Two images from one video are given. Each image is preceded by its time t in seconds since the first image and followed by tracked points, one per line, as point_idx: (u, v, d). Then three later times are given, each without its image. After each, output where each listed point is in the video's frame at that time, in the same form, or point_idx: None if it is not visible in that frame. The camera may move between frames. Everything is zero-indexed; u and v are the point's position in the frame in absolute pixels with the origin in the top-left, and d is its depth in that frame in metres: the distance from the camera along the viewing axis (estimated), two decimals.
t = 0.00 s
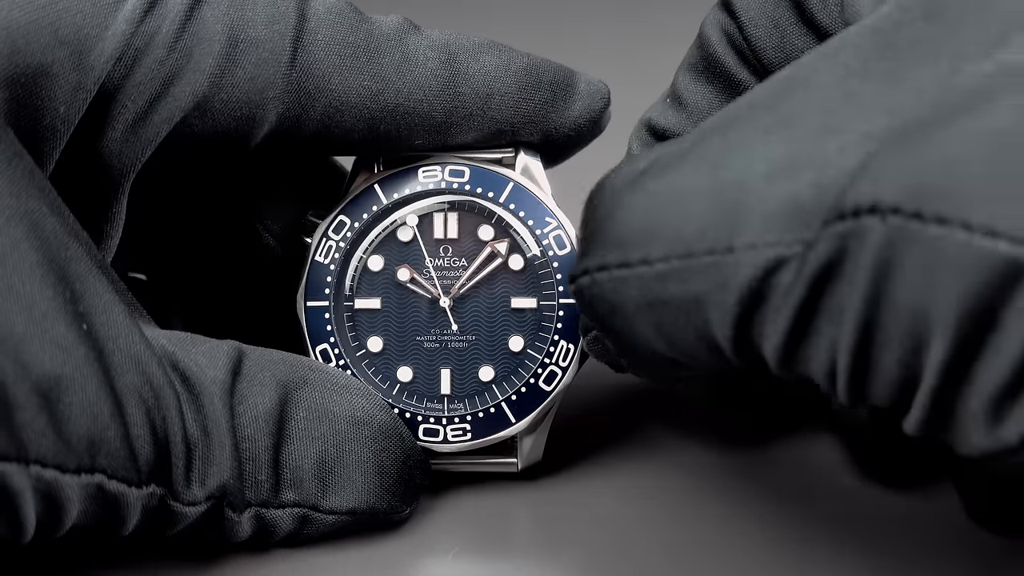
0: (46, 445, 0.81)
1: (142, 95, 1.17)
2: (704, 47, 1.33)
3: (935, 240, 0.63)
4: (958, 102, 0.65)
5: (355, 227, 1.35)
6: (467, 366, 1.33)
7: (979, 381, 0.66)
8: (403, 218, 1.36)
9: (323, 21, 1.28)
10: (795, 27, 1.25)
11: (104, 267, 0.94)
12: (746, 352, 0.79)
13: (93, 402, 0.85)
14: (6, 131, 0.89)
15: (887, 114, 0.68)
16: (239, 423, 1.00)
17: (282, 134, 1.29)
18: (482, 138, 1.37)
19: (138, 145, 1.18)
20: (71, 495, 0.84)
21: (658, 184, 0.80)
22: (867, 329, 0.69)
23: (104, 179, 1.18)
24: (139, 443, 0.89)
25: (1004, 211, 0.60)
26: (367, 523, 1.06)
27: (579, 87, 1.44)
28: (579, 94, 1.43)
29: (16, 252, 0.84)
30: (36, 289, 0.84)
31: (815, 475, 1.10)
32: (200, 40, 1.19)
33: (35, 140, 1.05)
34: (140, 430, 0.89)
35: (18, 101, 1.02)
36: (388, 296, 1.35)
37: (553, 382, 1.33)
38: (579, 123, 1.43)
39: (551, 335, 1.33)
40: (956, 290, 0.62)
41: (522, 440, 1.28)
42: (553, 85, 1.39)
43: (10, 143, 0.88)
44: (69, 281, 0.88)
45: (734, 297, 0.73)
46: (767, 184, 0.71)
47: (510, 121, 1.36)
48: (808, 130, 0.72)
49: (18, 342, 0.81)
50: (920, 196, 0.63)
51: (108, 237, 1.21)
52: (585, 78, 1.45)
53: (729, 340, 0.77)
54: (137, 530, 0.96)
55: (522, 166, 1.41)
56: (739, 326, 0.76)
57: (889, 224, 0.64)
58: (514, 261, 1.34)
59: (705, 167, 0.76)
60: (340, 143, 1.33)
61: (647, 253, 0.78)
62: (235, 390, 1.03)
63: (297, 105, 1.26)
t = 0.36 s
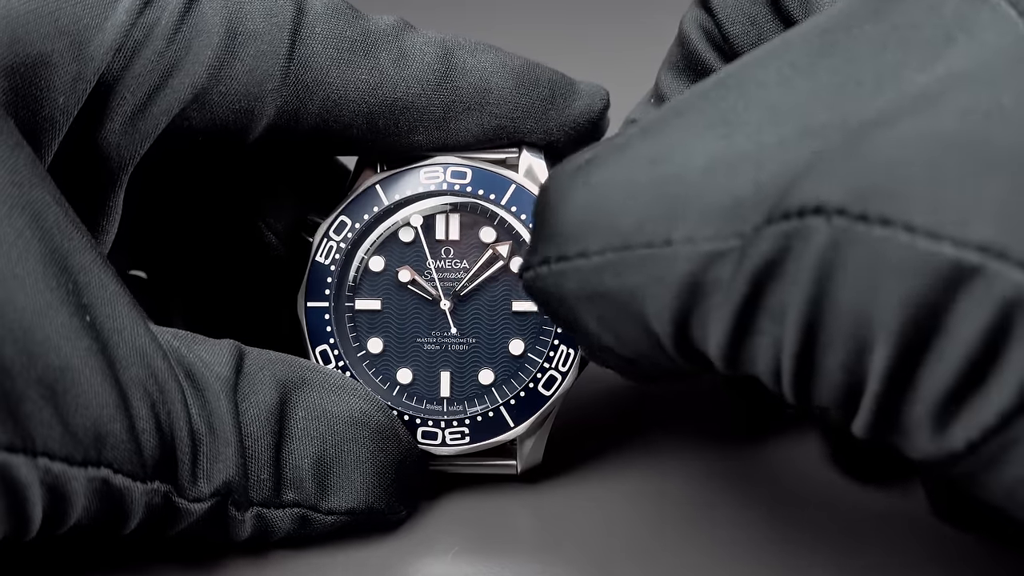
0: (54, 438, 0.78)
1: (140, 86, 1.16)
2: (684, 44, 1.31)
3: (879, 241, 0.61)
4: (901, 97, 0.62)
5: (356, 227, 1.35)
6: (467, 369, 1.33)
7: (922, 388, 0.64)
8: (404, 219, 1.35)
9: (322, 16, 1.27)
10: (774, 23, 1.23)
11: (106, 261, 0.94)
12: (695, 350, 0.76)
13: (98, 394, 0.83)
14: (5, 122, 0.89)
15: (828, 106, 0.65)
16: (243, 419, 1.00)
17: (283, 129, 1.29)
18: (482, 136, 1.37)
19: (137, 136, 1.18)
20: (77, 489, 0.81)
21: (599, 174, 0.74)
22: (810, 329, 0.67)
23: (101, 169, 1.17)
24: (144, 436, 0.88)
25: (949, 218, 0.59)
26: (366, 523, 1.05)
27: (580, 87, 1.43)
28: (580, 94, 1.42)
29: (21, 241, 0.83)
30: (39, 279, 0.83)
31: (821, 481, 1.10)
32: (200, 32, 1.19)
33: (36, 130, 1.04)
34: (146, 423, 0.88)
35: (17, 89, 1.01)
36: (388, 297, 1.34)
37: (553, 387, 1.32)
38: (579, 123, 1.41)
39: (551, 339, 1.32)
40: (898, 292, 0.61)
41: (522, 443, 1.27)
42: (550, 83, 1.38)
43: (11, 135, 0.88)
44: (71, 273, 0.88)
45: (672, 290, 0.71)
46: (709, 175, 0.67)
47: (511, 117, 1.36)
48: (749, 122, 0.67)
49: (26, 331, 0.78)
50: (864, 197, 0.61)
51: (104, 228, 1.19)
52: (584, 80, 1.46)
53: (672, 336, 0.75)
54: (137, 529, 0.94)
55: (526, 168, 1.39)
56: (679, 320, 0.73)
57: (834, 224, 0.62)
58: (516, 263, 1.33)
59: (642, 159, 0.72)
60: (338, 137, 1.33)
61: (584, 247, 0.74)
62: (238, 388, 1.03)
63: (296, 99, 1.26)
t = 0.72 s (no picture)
0: (58, 440, 0.78)
1: (143, 91, 1.16)
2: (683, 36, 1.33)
3: (918, 154, 0.61)
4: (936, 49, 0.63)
5: (355, 227, 1.35)
6: (467, 368, 1.33)
7: (972, 328, 0.63)
8: (403, 219, 1.35)
9: (324, 18, 1.28)
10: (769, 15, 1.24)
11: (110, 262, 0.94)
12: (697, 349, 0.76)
13: (101, 395, 0.83)
14: (9, 124, 0.89)
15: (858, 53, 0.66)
16: (245, 420, 1.00)
17: (285, 131, 1.29)
18: (482, 137, 1.37)
19: (140, 137, 1.17)
20: (80, 491, 0.81)
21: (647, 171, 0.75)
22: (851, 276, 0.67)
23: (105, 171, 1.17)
24: (148, 436, 0.88)
25: (991, 126, 0.58)
26: (368, 523, 1.05)
27: (576, 88, 1.44)
28: (576, 95, 1.43)
29: (26, 243, 0.84)
30: (44, 280, 0.84)
31: (825, 478, 1.10)
32: (203, 34, 1.19)
33: (38, 131, 1.04)
34: (150, 424, 0.88)
35: (21, 92, 1.01)
36: (388, 297, 1.34)
37: (554, 386, 1.32)
38: (576, 122, 1.42)
39: (551, 338, 1.32)
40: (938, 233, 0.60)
41: (522, 441, 1.28)
42: (547, 83, 1.40)
43: (16, 138, 0.88)
44: (76, 275, 0.88)
45: (730, 253, 0.71)
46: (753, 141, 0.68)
47: (510, 118, 1.36)
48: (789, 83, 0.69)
49: (30, 333, 0.79)
50: (895, 112, 0.62)
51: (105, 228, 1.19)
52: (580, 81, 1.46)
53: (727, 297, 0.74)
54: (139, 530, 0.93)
55: (523, 166, 1.39)
56: (735, 285, 0.73)
57: (869, 149, 0.63)
58: (515, 262, 1.34)
59: (687, 143, 0.73)
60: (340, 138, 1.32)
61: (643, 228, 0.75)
62: (241, 388, 1.03)
63: (299, 101, 1.26)
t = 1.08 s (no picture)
0: (67, 438, 0.78)
1: (147, 90, 1.17)
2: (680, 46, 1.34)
3: (866, 209, 0.58)
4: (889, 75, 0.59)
5: (356, 229, 1.35)
6: (467, 369, 1.33)
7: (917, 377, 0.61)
8: (404, 220, 1.35)
9: (328, 19, 1.27)
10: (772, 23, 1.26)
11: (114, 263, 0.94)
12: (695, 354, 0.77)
13: (108, 396, 0.84)
14: (14, 121, 0.89)
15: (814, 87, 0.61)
16: (246, 420, 1.00)
17: (288, 130, 1.29)
18: (486, 138, 1.36)
19: (145, 138, 1.18)
20: (88, 490, 0.81)
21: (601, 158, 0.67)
22: (800, 311, 0.64)
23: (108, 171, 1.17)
24: (152, 435, 0.89)
25: (939, 186, 0.56)
26: (368, 524, 1.05)
27: (578, 89, 1.42)
28: (580, 96, 1.40)
29: (33, 242, 0.84)
30: (50, 280, 0.83)
31: (823, 483, 1.10)
32: (209, 33, 1.19)
33: (40, 129, 1.05)
34: (154, 423, 0.89)
35: (30, 90, 1.02)
36: (388, 298, 1.34)
37: (553, 388, 1.32)
38: (580, 124, 1.39)
39: (551, 340, 1.33)
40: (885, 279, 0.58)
41: (523, 443, 1.27)
42: (552, 85, 1.37)
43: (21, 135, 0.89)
44: (81, 274, 0.88)
45: (662, 274, 0.67)
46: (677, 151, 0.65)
47: (514, 118, 1.35)
48: (737, 101, 0.64)
49: (39, 331, 0.79)
50: (849, 165, 0.58)
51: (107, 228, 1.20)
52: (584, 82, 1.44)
53: (663, 325, 0.71)
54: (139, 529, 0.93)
55: (526, 168, 1.38)
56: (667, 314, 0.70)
57: (818, 197, 0.59)
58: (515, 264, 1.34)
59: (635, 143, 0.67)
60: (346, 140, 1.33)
61: (578, 235, 0.69)
62: (242, 388, 1.03)
63: (303, 100, 1.25)
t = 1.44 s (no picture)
0: (53, 448, 0.79)
1: (145, 97, 1.14)
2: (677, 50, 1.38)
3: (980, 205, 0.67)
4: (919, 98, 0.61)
5: (354, 229, 1.34)
6: (467, 368, 1.32)
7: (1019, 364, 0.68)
8: (402, 220, 1.35)
9: (322, 23, 1.28)
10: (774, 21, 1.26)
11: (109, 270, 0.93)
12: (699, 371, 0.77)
13: (99, 406, 0.83)
14: (8, 131, 0.88)
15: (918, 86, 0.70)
16: (244, 427, 0.99)
17: (280, 140, 1.29)
18: (480, 138, 1.37)
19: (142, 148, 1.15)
20: (78, 502, 0.81)
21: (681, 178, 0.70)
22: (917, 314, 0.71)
23: (105, 179, 1.16)
24: (146, 446, 0.87)
25: None
26: (367, 527, 1.06)
27: (570, 88, 1.45)
28: (570, 96, 1.44)
29: (24, 249, 0.83)
30: (41, 287, 0.83)
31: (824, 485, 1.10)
32: (204, 40, 1.18)
33: (36, 139, 1.04)
34: (148, 433, 0.87)
35: (21, 100, 1.02)
36: (387, 299, 1.34)
37: (554, 385, 1.32)
38: (570, 122, 1.43)
39: (551, 337, 1.32)
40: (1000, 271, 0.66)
41: (520, 444, 1.29)
42: (542, 85, 1.41)
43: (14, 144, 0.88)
44: (73, 283, 0.87)
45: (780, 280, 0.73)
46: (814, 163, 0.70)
47: (506, 117, 1.37)
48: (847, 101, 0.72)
49: (30, 340, 0.80)
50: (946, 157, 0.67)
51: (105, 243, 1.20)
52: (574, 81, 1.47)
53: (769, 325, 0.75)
54: (137, 541, 0.94)
55: (523, 168, 1.39)
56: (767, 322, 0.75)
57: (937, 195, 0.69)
58: (514, 263, 1.33)
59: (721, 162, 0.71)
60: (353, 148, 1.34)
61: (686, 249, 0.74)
62: (239, 395, 1.02)
63: (299, 105, 1.26)
